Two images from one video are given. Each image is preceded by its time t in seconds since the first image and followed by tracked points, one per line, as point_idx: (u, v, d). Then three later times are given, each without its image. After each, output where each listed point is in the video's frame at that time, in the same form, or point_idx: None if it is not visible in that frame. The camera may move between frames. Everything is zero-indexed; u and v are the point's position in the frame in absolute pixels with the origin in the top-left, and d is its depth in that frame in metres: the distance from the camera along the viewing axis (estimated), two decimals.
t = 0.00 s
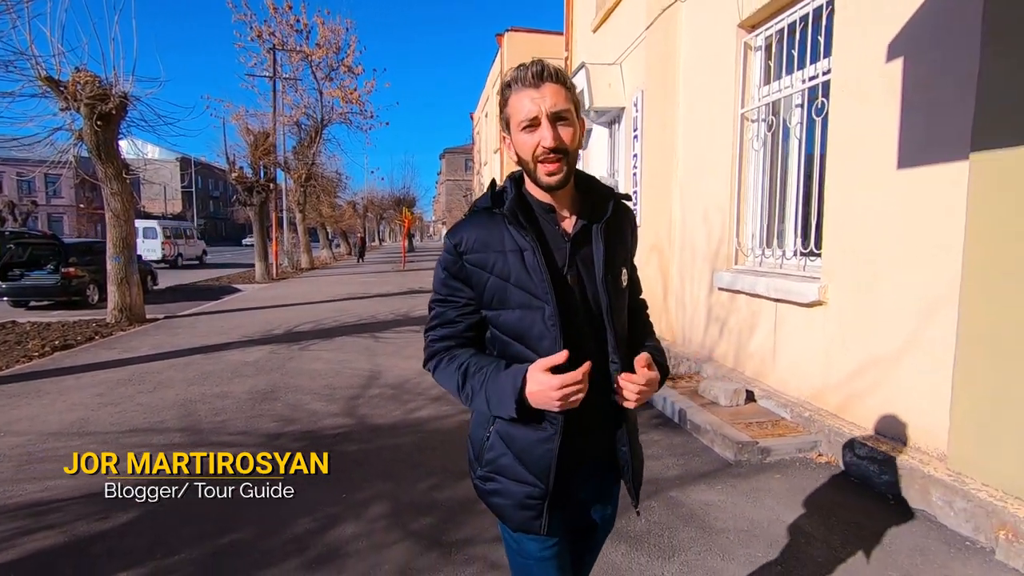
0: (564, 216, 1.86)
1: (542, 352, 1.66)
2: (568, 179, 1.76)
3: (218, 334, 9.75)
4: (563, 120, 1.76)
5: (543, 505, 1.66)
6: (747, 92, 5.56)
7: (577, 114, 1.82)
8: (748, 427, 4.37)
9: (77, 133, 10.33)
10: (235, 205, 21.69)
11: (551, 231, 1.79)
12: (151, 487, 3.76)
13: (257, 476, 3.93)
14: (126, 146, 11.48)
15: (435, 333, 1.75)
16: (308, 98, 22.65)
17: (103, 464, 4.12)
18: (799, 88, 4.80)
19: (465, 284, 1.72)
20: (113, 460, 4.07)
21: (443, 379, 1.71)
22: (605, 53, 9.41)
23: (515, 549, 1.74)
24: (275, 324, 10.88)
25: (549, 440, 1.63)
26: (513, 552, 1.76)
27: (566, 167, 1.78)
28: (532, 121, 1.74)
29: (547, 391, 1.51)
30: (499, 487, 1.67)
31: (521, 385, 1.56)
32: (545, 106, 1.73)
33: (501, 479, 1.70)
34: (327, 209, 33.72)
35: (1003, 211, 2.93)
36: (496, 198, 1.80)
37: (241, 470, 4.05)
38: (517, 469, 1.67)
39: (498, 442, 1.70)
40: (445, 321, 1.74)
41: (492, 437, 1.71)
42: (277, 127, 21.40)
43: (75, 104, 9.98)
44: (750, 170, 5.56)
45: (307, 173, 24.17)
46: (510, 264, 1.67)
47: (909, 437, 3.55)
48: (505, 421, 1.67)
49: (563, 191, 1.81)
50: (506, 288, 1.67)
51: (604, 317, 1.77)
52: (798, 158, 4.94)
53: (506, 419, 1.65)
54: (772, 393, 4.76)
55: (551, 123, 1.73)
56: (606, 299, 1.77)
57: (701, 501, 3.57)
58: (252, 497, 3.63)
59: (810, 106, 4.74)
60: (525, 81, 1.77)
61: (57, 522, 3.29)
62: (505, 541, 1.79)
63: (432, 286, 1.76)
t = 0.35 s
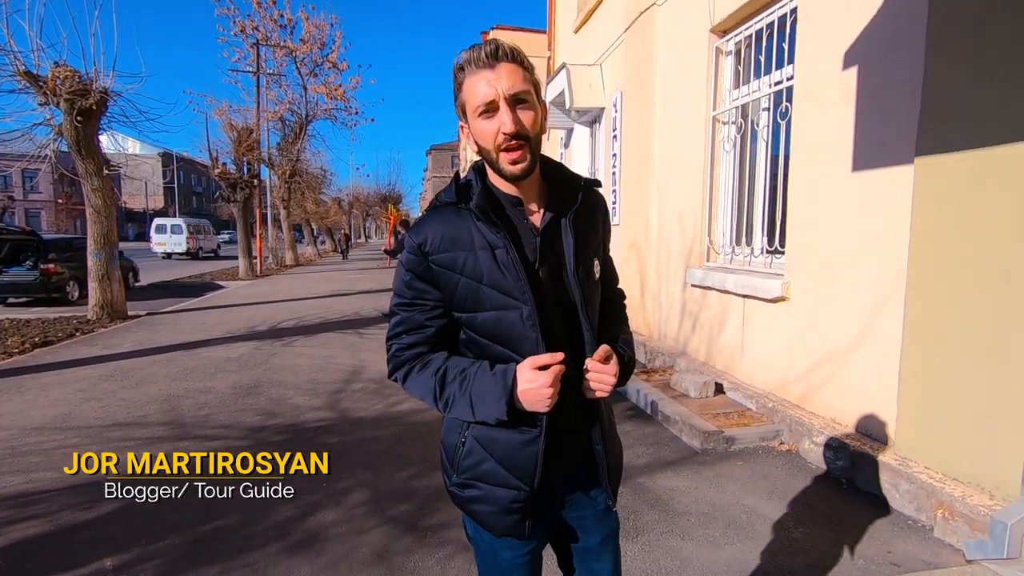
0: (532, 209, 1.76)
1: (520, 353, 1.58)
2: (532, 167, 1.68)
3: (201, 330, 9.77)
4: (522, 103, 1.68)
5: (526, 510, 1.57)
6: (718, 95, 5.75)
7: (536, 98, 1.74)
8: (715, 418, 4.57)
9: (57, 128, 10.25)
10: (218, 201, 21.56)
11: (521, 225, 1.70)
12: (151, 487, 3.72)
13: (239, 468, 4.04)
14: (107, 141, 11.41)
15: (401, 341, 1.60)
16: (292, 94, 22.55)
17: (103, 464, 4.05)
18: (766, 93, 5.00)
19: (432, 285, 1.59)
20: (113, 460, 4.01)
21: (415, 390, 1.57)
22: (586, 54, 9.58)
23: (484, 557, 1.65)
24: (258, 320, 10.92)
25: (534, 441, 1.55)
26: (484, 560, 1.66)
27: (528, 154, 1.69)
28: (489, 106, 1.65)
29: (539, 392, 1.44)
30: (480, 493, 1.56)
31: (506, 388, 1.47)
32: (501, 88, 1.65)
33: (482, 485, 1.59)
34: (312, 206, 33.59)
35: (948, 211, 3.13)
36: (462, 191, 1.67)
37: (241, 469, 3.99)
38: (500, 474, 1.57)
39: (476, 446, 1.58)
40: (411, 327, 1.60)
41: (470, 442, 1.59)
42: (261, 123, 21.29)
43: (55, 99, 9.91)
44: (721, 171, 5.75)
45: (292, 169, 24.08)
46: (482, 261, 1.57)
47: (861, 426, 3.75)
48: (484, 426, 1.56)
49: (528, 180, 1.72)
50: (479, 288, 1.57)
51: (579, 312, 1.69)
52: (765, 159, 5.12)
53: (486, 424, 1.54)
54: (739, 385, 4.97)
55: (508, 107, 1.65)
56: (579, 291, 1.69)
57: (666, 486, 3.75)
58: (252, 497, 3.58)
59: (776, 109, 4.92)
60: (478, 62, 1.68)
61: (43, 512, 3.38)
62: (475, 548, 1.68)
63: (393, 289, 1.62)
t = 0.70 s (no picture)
0: (515, 215, 1.80)
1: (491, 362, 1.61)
2: (515, 176, 1.73)
3: (190, 334, 9.77)
4: (507, 112, 1.72)
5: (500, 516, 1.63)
6: (701, 103, 5.90)
7: (522, 106, 1.79)
8: (696, 417, 4.71)
9: (43, 131, 10.21)
10: (206, 205, 21.45)
11: (499, 232, 1.73)
12: (151, 487, 3.77)
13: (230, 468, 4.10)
14: (94, 145, 11.38)
15: (388, 344, 1.71)
16: (281, 97, 22.52)
17: (103, 464, 4.11)
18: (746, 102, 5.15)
19: (415, 290, 1.68)
20: (114, 460, 4.07)
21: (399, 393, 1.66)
22: (573, 61, 9.74)
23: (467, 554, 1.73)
24: (247, 324, 10.92)
25: (504, 452, 1.60)
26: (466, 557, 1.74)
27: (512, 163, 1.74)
28: (474, 115, 1.70)
29: (492, 391, 1.43)
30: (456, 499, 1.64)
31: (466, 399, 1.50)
32: (488, 97, 1.69)
33: (460, 490, 1.66)
34: (301, 209, 33.47)
35: (910, 218, 3.27)
36: (443, 198, 1.75)
37: (242, 469, 4.04)
38: (474, 481, 1.63)
39: (454, 453, 1.65)
40: (397, 330, 1.69)
41: (449, 447, 1.66)
42: (250, 126, 21.24)
43: (42, 103, 9.88)
44: (703, 177, 5.90)
45: (281, 172, 24.01)
46: (458, 270, 1.63)
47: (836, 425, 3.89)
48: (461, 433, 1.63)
49: (513, 187, 1.77)
50: (454, 296, 1.63)
51: (557, 321, 1.69)
52: (745, 165, 5.26)
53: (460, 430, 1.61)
54: (721, 385, 5.11)
55: (493, 116, 1.69)
56: (558, 300, 1.68)
57: (647, 483, 3.87)
58: (253, 497, 3.64)
59: (755, 118, 5.08)
60: (465, 71, 1.73)
61: (35, 512, 3.43)
62: (459, 546, 1.76)
63: (382, 294, 1.72)
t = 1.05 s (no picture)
0: (513, 213, 1.84)
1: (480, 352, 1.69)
2: (517, 179, 1.79)
3: (173, 338, 9.72)
4: (517, 120, 1.79)
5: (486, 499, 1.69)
6: (677, 107, 6.09)
7: (532, 117, 1.85)
8: (675, 411, 4.88)
9: (21, 134, 10.10)
10: (188, 207, 21.23)
11: (495, 229, 1.79)
12: (151, 487, 3.80)
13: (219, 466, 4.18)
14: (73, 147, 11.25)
15: (397, 331, 1.85)
16: (263, 99, 22.39)
17: (103, 464, 4.15)
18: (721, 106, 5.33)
19: (420, 282, 1.81)
20: (114, 460, 4.11)
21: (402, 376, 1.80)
22: (555, 65, 9.91)
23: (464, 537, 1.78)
24: (232, 326, 10.89)
25: (486, 437, 1.66)
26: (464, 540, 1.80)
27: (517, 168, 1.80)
28: (486, 118, 1.77)
29: (477, 381, 1.56)
30: (446, 479, 1.74)
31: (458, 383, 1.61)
32: (502, 103, 1.76)
33: (451, 471, 1.75)
34: (284, 212, 33.23)
35: (872, 217, 3.45)
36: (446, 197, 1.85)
37: (241, 469, 4.08)
38: (462, 463, 1.72)
39: (447, 435, 1.75)
40: (404, 318, 1.84)
41: (444, 432, 1.77)
42: (232, 128, 21.07)
43: (20, 104, 9.76)
44: (681, 178, 6.08)
45: (263, 175, 23.85)
46: (455, 265, 1.73)
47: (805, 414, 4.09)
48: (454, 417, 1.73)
49: (516, 189, 1.82)
50: (451, 289, 1.73)
51: (549, 314, 1.71)
52: (720, 167, 5.44)
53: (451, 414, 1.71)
54: (699, 380, 5.29)
55: (504, 121, 1.76)
56: (549, 295, 1.71)
57: (627, 473, 4.02)
58: (253, 497, 3.66)
59: (729, 122, 5.25)
60: (483, 77, 1.80)
61: (26, 511, 3.46)
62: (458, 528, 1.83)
63: (397, 285, 1.88)
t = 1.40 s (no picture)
0: (552, 218, 1.91)
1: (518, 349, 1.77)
2: (560, 183, 1.85)
3: (153, 341, 9.65)
4: (561, 126, 1.85)
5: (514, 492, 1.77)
6: (655, 113, 6.25)
7: (576, 125, 1.92)
8: (654, 408, 5.02)
9: None
10: (167, 210, 20.96)
11: (535, 234, 1.87)
12: (151, 487, 3.84)
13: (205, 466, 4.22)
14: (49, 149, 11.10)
15: (438, 326, 1.95)
16: (245, 101, 22.21)
17: (103, 464, 4.21)
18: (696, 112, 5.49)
19: (462, 281, 1.89)
20: (114, 460, 4.17)
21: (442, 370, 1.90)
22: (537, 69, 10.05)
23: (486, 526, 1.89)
24: (214, 330, 10.82)
25: (519, 432, 1.74)
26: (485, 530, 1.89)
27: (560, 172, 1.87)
28: (533, 123, 1.83)
29: (517, 379, 1.62)
30: (476, 470, 1.82)
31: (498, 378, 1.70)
32: (548, 110, 1.83)
33: (481, 463, 1.84)
34: (266, 214, 32.93)
35: (837, 218, 3.62)
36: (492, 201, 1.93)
37: (241, 469, 4.13)
38: (492, 455, 1.80)
39: (480, 428, 1.83)
40: (445, 315, 1.92)
41: (478, 424, 1.85)
42: (212, 130, 20.85)
43: None
44: (659, 182, 6.24)
45: (245, 177, 23.63)
46: (496, 267, 1.81)
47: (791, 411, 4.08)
48: (489, 411, 1.81)
49: (558, 192, 1.89)
50: (491, 289, 1.81)
51: (582, 318, 1.78)
52: (696, 172, 5.61)
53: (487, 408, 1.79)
54: (677, 378, 5.45)
55: (550, 127, 1.82)
56: (583, 299, 1.78)
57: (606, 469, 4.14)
58: (253, 497, 3.70)
59: (705, 127, 5.42)
60: (531, 85, 1.86)
61: (11, 514, 3.48)
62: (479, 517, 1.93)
63: (439, 283, 1.97)
